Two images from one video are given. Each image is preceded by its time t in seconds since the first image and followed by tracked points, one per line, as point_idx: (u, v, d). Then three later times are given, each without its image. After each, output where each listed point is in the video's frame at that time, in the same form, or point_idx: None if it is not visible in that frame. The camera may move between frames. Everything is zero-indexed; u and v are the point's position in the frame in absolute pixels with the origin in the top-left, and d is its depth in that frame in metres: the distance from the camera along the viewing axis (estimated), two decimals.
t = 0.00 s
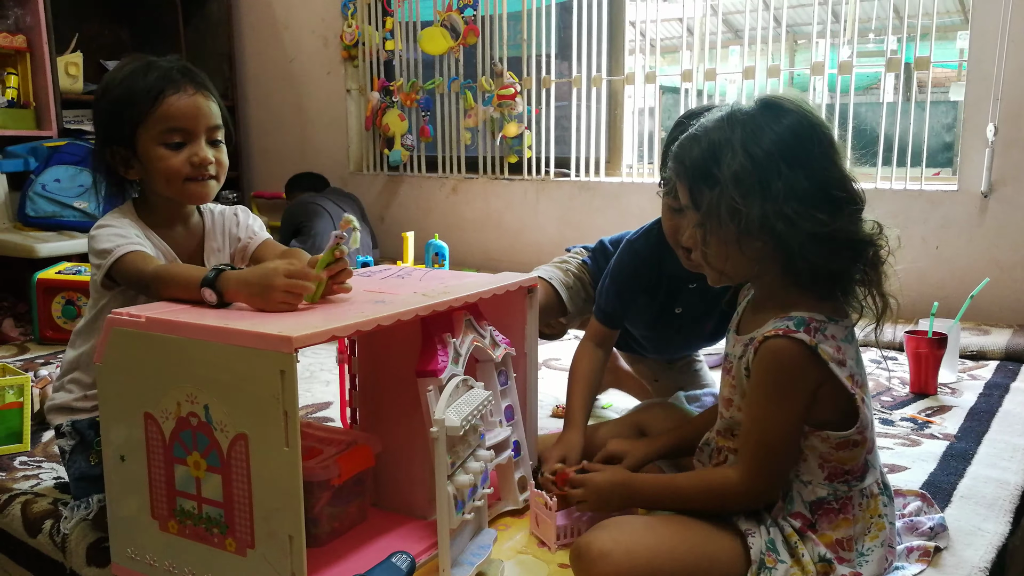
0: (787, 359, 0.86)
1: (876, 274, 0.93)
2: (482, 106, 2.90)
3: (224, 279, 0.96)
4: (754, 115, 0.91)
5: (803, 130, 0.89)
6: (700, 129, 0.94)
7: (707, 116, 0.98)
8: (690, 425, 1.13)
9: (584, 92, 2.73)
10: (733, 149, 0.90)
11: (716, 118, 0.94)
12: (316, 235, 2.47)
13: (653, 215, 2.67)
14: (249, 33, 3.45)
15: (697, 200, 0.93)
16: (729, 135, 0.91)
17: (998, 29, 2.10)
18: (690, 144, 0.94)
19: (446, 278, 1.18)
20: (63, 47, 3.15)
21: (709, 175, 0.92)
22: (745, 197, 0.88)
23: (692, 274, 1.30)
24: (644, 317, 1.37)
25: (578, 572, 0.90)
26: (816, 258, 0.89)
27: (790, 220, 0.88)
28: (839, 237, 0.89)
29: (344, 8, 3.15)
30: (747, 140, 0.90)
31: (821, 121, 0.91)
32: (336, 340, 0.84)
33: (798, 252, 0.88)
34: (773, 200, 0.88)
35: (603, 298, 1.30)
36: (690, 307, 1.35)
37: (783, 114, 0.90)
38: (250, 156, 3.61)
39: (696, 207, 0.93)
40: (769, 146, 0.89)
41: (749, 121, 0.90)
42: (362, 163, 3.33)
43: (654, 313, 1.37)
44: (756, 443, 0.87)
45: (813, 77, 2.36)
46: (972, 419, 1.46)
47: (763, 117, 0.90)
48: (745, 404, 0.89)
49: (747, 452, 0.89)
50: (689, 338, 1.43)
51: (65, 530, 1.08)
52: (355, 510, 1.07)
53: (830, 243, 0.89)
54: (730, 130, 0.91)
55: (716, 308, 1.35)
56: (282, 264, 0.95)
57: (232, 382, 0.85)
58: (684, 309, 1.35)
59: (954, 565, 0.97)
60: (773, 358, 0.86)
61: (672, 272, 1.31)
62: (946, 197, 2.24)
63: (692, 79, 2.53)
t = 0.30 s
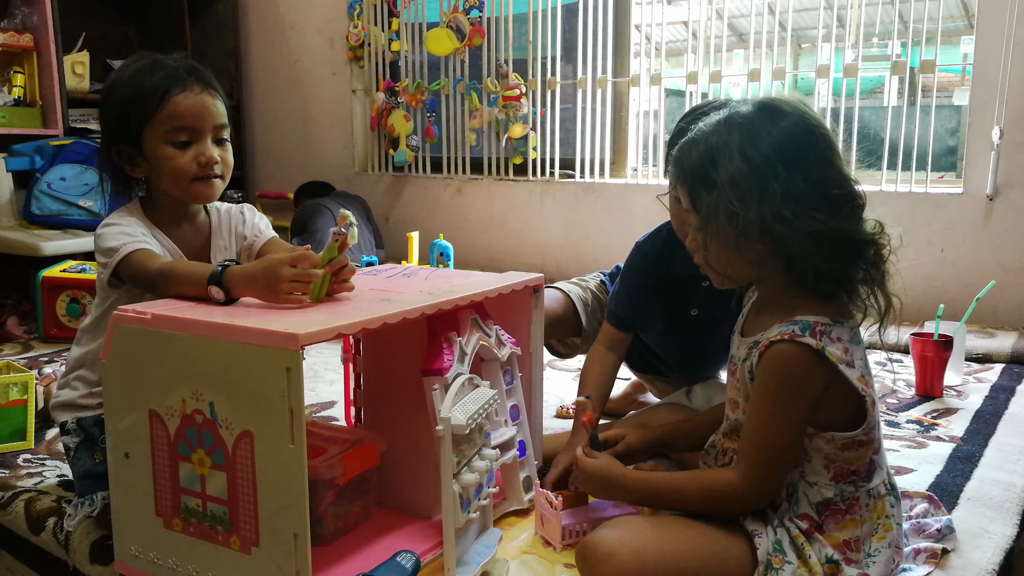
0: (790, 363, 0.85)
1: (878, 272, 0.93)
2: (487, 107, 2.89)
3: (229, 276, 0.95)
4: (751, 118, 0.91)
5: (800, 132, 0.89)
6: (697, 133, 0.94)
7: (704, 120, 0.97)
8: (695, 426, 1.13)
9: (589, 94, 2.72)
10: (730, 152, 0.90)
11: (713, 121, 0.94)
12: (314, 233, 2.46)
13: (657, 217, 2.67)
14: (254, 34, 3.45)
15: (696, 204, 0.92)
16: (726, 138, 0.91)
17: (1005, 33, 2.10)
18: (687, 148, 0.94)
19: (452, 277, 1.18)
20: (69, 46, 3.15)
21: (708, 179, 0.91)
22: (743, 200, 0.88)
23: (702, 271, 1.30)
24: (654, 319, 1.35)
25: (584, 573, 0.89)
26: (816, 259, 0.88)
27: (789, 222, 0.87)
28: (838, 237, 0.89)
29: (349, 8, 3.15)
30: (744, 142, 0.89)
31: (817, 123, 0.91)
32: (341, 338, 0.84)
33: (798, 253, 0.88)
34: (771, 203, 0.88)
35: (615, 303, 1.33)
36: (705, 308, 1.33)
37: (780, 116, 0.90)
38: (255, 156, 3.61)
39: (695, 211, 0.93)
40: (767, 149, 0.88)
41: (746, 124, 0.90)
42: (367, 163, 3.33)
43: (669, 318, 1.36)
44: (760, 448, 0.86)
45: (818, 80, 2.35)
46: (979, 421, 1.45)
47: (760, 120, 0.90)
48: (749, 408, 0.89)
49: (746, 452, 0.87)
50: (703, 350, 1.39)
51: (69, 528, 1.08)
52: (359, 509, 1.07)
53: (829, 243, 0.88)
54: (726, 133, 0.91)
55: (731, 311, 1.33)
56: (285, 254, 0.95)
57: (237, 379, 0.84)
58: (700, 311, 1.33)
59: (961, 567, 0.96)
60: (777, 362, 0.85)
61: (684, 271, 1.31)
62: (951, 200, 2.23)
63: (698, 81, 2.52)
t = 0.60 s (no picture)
0: (794, 348, 0.84)
1: (888, 249, 0.91)
2: (497, 97, 2.89)
3: (240, 255, 0.96)
4: (751, 104, 0.89)
5: (802, 114, 0.88)
6: (698, 122, 0.93)
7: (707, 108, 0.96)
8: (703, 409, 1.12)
9: (601, 83, 2.71)
10: (731, 139, 0.89)
11: (715, 108, 0.93)
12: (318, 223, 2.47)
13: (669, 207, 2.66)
14: (262, 26, 3.45)
15: (701, 193, 0.92)
16: (727, 125, 0.90)
17: (1021, 21, 2.08)
18: (689, 136, 0.93)
19: (462, 262, 1.17)
20: (77, 39, 3.16)
21: (711, 168, 0.91)
22: (746, 187, 0.87)
23: (710, 267, 1.31)
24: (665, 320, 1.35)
25: (597, 557, 0.90)
26: (821, 241, 0.87)
27: (792, 206, 0.86)
28: (843, 218, 0.87)
29: None
30: (745, 128, 0.88)
31: (819, 103, 0.89)
32: (352, 318, 0.83)
33: (803, 237, 0.87)
34: (775, 188, 0.86)
35: (626, 308, 1.34)
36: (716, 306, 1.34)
37: (782, 99, 0.89)
38: (264, 150, 3.61)
39: (700, 200, 0.92)
40: (768, 133, 0.87)
41: (746, 109, 0.89)
42: (375, 155, 3.33)
43: (682, 320, 1.36)
44: (765, 432, 0.86)
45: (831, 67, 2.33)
46: (991, 408, 1.44)
47: (761, 104, 0.89)
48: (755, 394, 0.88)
49: (747, 438, 0.87)
50: (711, 343, 1.41)
51: (81, 513, 1.08)
52: (370, 494, 1.07)
53: (834, 225, 0.87)
54: (727, 120, 0.90)
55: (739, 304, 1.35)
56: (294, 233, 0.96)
57: (248, 361, 0.84)
58: (711, 309, 1.35)
59: (973, 549, 0.96)
60: (781, 346, 0.85)
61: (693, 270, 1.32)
62: (965, 188, 2.22)
63: (710, 71, 2.51)
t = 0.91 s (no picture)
0: (795, 344, 0.84)
1: (874, 252, 0.91)
2: (509, 91, 2.88)
3: (267, 237, 0.97)
4: (733, 116, 0.89)
5: (784, 126, 0.87)
6: (681, 134, 0.93)
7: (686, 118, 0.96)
8: (712, 405, 1.12)
9: (613, 77, 2.71)
10: (714, 153, 0.89)
11: (696, 119, 0.92)
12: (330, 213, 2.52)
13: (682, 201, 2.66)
14: (274, 20, 3.45)
15: (687, 207, 0.92)
16: (711, 139, 0.89)
17: None
18: (672, 149, 0.93)
19: (476, 254, 1.18)
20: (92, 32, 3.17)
21: (697, 182, 0.90)
22: (732, 203, 0.87)
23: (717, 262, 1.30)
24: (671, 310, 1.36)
25: (610, 547, 0.90)
26: (809, 251, 0.87)
27: (778, 220, 0.86)
28: (830, 228, 0.87)
29: None
30: (728, 142, 0.88)
31: (800, 113, 0.89)
32: (369, 309, 0.84)
33: (789, 249, 0.87)
34: (761, 202, 0.86)
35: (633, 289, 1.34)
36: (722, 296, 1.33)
37: (763, 111, 0.88)
38: (276, 144, 3.62)
39: (687, 214, 0.92)
40: (751, 147, 0.87)
41: (729, 122, 0.89)
42: (388, 149, 3.34)
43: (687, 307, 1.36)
44: (773, 430, 0.86)
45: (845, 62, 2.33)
46: (1008, 405, 1.44)
47: (742, 117, 0.88)
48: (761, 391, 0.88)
49: (757, 434, 0.87)
50: (720, 336, 1.42)
51: (99, 500, 1.09)
52: (385, 484, 1.08)
53: (820, 235, 0.87)
54: (711, 133, 0.89)
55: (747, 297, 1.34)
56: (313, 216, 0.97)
57: (266, 351, 0.85)
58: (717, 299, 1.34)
59: (990, 545, 0.96)
60: (784, 342, 0.85)
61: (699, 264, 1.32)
62: (981, 183, 2.21)
63: (723, 65, 2.50)
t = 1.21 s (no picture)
0: (791, 324, 0.85)
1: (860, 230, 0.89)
2: (518, 66, 2.86)
3: (278, 213, 0.97)
4: (709, 106, 0.88)
5: (758, 116, 0.85)
6: (663, 122, 0.93)
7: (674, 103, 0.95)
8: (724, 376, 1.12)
9: (624, 50, 2.69)
10: (690, 145, 0.88)
11: (679, 107, 0.92)
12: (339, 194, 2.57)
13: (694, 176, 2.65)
14: None
15: (669, 196, 0.93)
16: (686, 129, 0.89)
17: None
18: (655, 137, 0.93)
19: (488, 230, 1.18)
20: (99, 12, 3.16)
21: (675, 171, 0.91)
22: (705, 196, 0.87)
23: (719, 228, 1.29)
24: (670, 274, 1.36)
25: (626, 522, 0.89)
26: (786, 239, 0.87)
27: (750, 212, 0.86)
28: (806, 215, 0.85)
29: None
30: (702, 135, 0.87)
31: (778, 99, 0.86)
32: (384, 284, 0.85)
33: (763, 238, 0.87)
34: (733, 195, 0.86)
35: (637, 244, 1.33)
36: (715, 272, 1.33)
37: (739, 100, 0.86)
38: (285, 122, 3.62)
39: (669, 202, 0.93)
40: (724, 140, 0.86)
41: (704, 112, 0.88)
42: (397, 126, 3.33)
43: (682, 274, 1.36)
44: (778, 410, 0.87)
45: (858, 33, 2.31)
46: (1018, 374, 1.44)
47: (718, 107, 0.87)
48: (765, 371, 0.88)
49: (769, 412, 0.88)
50: (723, 310, 1.39)
51: (118, 477, 1.11)
52: (402, 458, 1.09)
53: (796, 224, 0.86)
54: (687, 123, 0.89)
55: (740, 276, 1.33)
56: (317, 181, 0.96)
57: (282, 328, 0.86)
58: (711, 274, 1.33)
59: (999, 512, 0.96)
60: (780, 323, 0.85)
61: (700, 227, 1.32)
62: (994, 153, 2.19)
63: (735, 37, 2.48)
